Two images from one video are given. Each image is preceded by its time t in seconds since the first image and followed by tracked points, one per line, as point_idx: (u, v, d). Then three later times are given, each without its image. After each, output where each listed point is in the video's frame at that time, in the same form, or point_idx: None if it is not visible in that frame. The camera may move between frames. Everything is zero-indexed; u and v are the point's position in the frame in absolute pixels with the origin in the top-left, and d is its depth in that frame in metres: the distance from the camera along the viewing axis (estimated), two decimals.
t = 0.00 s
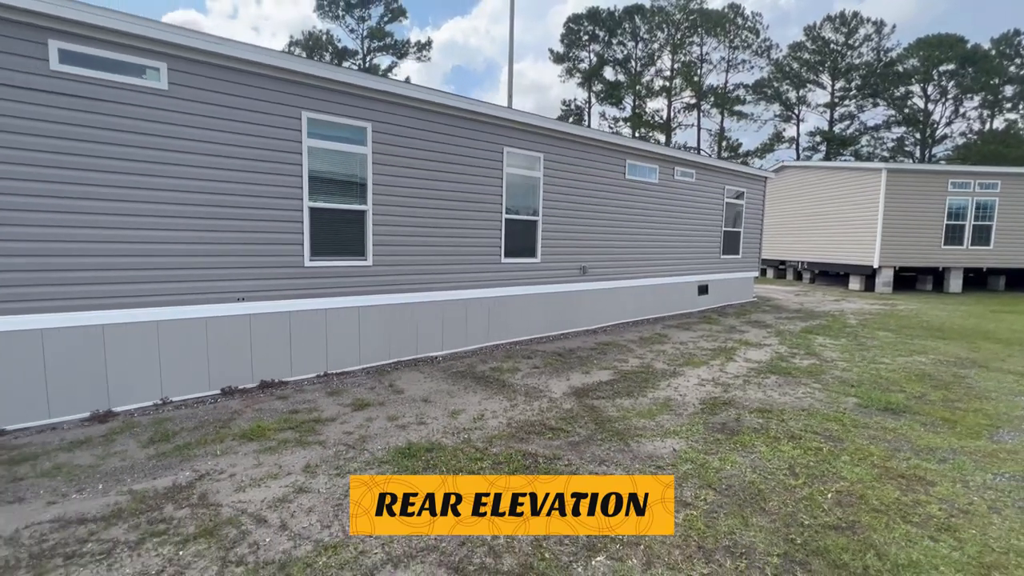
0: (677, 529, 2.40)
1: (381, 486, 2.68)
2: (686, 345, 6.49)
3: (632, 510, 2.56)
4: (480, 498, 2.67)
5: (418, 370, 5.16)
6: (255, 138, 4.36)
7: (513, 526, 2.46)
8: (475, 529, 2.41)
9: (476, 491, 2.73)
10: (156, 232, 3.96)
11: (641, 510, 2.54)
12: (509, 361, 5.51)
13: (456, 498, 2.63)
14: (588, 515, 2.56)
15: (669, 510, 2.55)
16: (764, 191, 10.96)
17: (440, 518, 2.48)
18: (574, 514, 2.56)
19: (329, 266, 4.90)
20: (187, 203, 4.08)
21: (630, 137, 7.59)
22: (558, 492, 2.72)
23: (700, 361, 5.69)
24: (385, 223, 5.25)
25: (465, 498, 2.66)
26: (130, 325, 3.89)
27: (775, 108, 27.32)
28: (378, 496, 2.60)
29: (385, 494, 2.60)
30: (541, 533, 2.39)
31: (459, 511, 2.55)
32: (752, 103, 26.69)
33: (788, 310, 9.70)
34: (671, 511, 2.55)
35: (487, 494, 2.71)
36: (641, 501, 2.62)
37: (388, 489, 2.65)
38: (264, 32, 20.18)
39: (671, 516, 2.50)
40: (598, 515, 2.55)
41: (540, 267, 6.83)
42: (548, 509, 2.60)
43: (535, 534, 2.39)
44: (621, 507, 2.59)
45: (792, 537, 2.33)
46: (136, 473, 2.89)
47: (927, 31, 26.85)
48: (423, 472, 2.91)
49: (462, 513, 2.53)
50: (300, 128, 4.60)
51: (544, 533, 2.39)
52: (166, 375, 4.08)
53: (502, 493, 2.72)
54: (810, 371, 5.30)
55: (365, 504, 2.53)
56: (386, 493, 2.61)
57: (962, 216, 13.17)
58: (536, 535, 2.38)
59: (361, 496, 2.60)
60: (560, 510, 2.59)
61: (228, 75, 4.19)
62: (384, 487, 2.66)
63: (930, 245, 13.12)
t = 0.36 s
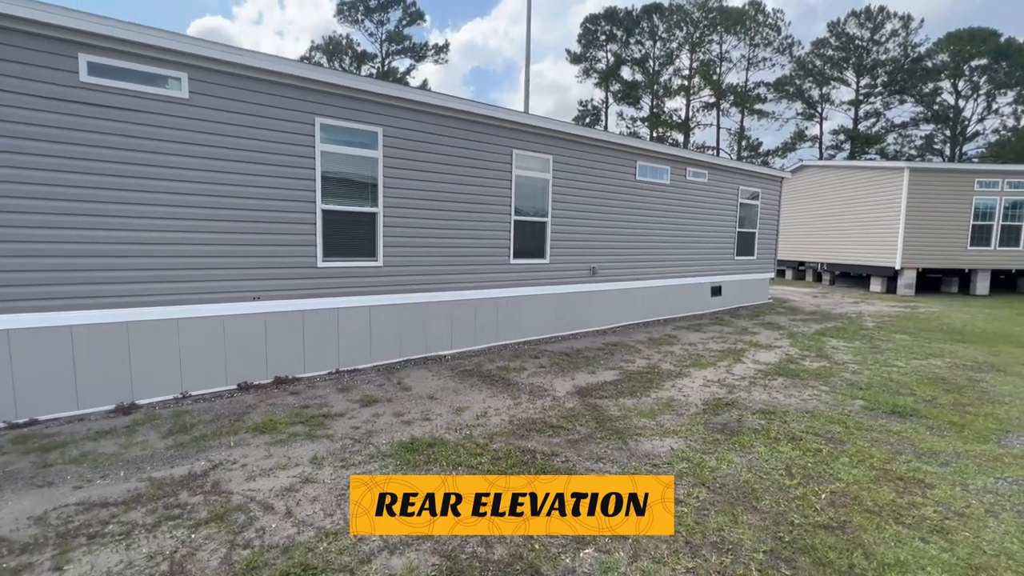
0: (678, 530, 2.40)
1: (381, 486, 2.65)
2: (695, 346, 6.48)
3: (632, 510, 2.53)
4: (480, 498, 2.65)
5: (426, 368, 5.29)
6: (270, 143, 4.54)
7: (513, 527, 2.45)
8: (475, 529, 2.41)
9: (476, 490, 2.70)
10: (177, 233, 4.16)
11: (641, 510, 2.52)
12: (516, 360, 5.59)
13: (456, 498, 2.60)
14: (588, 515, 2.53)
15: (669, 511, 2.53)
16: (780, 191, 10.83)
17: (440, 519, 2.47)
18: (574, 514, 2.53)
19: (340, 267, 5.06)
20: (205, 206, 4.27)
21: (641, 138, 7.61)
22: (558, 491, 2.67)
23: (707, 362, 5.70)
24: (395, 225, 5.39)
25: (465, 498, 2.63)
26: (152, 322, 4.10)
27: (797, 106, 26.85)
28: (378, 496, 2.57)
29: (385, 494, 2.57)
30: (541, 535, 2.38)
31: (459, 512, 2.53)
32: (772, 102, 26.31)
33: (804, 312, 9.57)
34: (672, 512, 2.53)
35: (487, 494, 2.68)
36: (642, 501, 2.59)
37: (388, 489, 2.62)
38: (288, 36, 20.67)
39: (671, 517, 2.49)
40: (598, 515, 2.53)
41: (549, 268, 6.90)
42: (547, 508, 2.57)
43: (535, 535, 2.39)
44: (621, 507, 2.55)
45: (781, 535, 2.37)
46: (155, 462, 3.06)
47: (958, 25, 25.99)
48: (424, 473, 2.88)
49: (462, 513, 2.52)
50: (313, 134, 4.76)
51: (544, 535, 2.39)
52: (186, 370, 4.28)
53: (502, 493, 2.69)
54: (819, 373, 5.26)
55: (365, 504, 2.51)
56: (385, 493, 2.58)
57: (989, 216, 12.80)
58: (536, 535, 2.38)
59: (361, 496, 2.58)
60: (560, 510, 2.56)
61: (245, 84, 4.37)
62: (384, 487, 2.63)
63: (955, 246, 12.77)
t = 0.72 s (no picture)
0: (677, 530, 2.40)
1: (381, 486, 2.67)
2: (704, 346, 6.44)
3: (632, 510, 2.55)
4: (480, 498, 2.67)
5: (433, 366, 5.39)
6: (282, 146, 4.70)
7: (513, 527, 2.46)
8: (474, 529, 2.42)
9: (476, 491, 2.72)
10: (194, 233, 4.34)
11: (641, 510, 2.53)
12: (522, 359, 5.65)
13: (456, 498, 2.63)
14: (588, 515, 2.55)
15: (668, 510, 2.54)
16: (797, 191, 10.64)
17: (440, 518, 2.48)
18: (574, 514, 2.55)
19: (351, 266, 5.19)
20: (221, 207, 4.44)
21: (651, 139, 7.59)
22: (558, 492, 2.69)
23: (715, 362, 5.67)
24: (404, 225, 5.51)
25: (465, 498, 2.65)
26: (169, 319, 4.28)
27: (821, 103, 26.26)
28: (379, 496, 2.59)
29: (385, 494, 2.60)
30: (540, 534, 2.39)
31: (459, 511, 2.55)
32: (795, 99, 25.79)
33: (820, 313, 9.40)
34: (671, 511, 2.54)
35: (487, 494, 2.70)
36: (641, 501, 2.60)
37: (388, 489, 2.65)
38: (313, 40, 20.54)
39: (671, 516, 2.50)
40: (598, 515, 2.54)
41: (557, 268, 6.94)
42: (547, 508, 2.58)
43: (535, 534, 2.39)
44: (621, 507, 2.58)
45: (769, 533, 2.38)
46: (169, 450, 3.22)
47: (993, 17, 25.01)
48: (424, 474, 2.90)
49: (462, 513, 2.53)
50: (324, 137, 4.91)
51: (544, 533, 2.39)
52: (201, 365, 4.45)
53: (502, 493, 2.71)
54: (828, 375, 5.18)
55: (365, 504, 2.53)
56: (386, 493, 2.60)
57: (1017, 217, 12.44)
58: (535, 535, 2.38)
59: (362, 496, 2.61)
60: (560, 510, 2.58)
61: (259, 89, 4.53)
62: (385, 487, 2.65)
63: (982, 246, 12.39)
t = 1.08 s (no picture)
0: (677, 531, 2.41)
1: (381, 485, 2.68)
2: (716, 347, 6.47)
3: (632, 509, 2.56)
4: (480, 498, 2.67)
5: (446, 364, 5.58)
6: (302, 151, 4.93)
7: (513, 527, 2.46)
8: (474, 530, 2.42)
9: (476, 491, 2.73)
10: (221, 234, 4.61)
11: (641, 510, 2.54)
12: (533, 358, 5.79)
13: (456, 498, 2.63)
14: (588, 515, 2.56)
15: (669, 511, 2.54)
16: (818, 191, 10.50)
17: (440, 519, 2.49)
18: (574, 514, 2.56)
19: (368, 267, 5.42)
20: (247, 211, 4.71)
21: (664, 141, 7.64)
22: (558, 491, 2.70)
23: (724, 363, 5.70)
24: (419, 227, 5.71)
25: (465, 498, 2.66)
26: (199, 316, 4.56)
27: (850, 100, 25.70)
28: (378, 496, 2.60)
29: (385, 494, 2.60)
30: (540, 535, 2.40)
31: (459, 511, 2.55)
32: (822, 96, 25.31)
33: (840, 315, 9.27)
34: (672, 511, 2.55)
35: (487, 494, 2.71)
36: (641, 501, 2.61)
37: (388, 489, 2.65)
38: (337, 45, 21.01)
39: (671, 517, 2.50)
40: (598, 515, 2.55)
41: (570, 269, 7.06)
42: (547, 509, 2.59)
43: (535, 535, 2.40)
44: (621, 507, 2.58)
45: (757, 525, 2.47)
46: (199, 437, 3.48)
47: None
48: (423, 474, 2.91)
49: (462, 513, 2.54)
50: (343, 143, 5.15)
51: (544, 534, 2.40)
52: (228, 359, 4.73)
53: (502, 493, 2.72)
54: (839, 377, 5.17)
55: (365, 504, 2.55)
56: (385, 493, 2.61)
57: None
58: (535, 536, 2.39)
59: (361, 496, 2.61)
60: (560, 510, 2.59)
61: (282, 99, 4.79)
62: (384, 487, 2.66)
63: (1016, 247, 11.98)
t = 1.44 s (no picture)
0: (677, 531, 2.45)
1: (381, 486, 2.68)
2: (729, 346, 6.57)
3: (632, 509, 2.57)
4: (480, 498, 2.68)
5: (463, 360, 5.84)
6: (329, 158, 5.25)
7: (513, 527, 2.48)
8: (475, 530, 2.45)
9: (476, 490, 2.73)
10: (256, 235, 4.97)
11: (641, 510, 2.55)
12: (546, 355, 6.00)
13: (456, 498, 2.64)
14: (588, 515, 2.57)
15: (669, 511, 2.57)
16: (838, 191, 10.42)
17: (440, 519, 2.51)
18: (573, 514, 2.57)
19: (390, 266, 5.72)
20: (280, 214, 5.05)
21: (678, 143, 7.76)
22: (558, 491, 2.70)
23: (734, 362, 5.80)
24: (438, 229, 5.99)
25: (465, 498, 2.66)
26: (235, 311, 4.91)
27: (880, 97, 24.98)
28: (378, 496, 2.60)
29: (385, 494, 2.60)
30: (540, 535, 2.42)
31: (459, 512, 2.57)
32: (850, 94, 24.64)
33: (859, 316, 9.21)
34: (672, 512, 2.57)
35: (487, 493, 2.71)
36: (642, 501, 2.61)
37: (387, 489, 2.65)
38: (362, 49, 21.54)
39: (671, 517, 2.53)
40: (598, 516, 2.56)
41: (584, 269, 7.25)
42: (547, 509, 2.60)
43: (534, 535, 2.42)
44: (622, 507, 2.59)
45: (748, 510, 2.63)
46: (236, 422, 3.80)
47: None
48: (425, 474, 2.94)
49: (462, 514, 2.56)
50: (367, 151, 5.46)
51: (543, 535, 2.42)
52: (261, 352, 5.08)
53: (501, 493, 2.72)
54: (849, 376, 5.23)
55: (364, 504, 2.56)
56: (385, 493, 2.61)
57: None
58: (535, 537, 2.41)
59: (360, 496, 2.62)
60: (560, 510, 2.60)
61: (311, 109, 5.11)
62: (384, 487, 2.66)
63: None
